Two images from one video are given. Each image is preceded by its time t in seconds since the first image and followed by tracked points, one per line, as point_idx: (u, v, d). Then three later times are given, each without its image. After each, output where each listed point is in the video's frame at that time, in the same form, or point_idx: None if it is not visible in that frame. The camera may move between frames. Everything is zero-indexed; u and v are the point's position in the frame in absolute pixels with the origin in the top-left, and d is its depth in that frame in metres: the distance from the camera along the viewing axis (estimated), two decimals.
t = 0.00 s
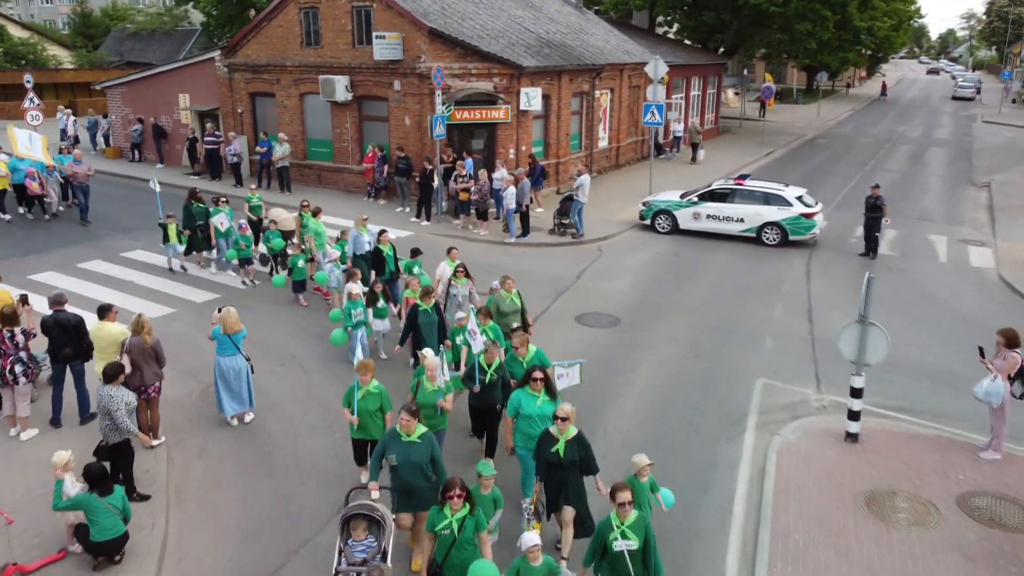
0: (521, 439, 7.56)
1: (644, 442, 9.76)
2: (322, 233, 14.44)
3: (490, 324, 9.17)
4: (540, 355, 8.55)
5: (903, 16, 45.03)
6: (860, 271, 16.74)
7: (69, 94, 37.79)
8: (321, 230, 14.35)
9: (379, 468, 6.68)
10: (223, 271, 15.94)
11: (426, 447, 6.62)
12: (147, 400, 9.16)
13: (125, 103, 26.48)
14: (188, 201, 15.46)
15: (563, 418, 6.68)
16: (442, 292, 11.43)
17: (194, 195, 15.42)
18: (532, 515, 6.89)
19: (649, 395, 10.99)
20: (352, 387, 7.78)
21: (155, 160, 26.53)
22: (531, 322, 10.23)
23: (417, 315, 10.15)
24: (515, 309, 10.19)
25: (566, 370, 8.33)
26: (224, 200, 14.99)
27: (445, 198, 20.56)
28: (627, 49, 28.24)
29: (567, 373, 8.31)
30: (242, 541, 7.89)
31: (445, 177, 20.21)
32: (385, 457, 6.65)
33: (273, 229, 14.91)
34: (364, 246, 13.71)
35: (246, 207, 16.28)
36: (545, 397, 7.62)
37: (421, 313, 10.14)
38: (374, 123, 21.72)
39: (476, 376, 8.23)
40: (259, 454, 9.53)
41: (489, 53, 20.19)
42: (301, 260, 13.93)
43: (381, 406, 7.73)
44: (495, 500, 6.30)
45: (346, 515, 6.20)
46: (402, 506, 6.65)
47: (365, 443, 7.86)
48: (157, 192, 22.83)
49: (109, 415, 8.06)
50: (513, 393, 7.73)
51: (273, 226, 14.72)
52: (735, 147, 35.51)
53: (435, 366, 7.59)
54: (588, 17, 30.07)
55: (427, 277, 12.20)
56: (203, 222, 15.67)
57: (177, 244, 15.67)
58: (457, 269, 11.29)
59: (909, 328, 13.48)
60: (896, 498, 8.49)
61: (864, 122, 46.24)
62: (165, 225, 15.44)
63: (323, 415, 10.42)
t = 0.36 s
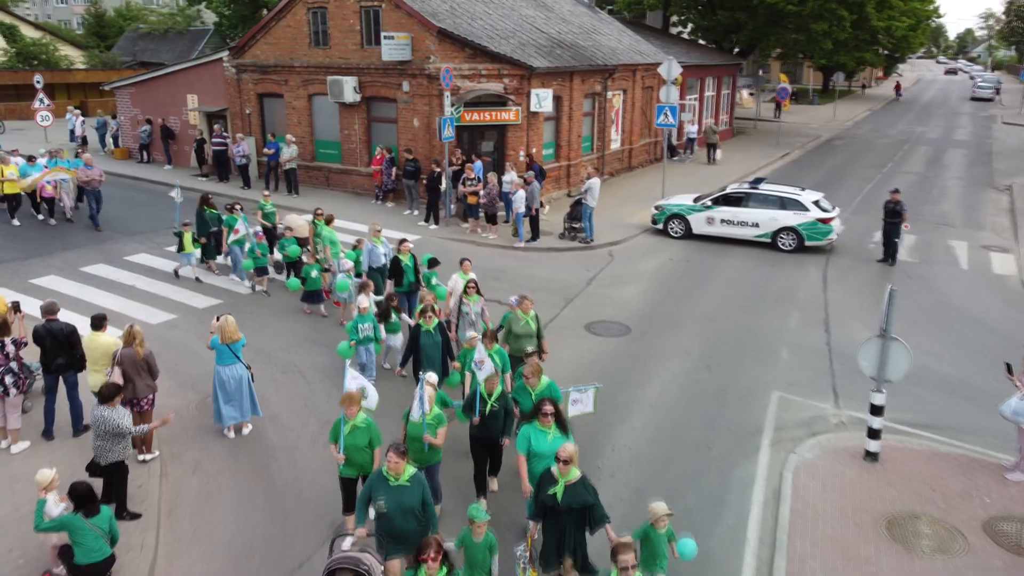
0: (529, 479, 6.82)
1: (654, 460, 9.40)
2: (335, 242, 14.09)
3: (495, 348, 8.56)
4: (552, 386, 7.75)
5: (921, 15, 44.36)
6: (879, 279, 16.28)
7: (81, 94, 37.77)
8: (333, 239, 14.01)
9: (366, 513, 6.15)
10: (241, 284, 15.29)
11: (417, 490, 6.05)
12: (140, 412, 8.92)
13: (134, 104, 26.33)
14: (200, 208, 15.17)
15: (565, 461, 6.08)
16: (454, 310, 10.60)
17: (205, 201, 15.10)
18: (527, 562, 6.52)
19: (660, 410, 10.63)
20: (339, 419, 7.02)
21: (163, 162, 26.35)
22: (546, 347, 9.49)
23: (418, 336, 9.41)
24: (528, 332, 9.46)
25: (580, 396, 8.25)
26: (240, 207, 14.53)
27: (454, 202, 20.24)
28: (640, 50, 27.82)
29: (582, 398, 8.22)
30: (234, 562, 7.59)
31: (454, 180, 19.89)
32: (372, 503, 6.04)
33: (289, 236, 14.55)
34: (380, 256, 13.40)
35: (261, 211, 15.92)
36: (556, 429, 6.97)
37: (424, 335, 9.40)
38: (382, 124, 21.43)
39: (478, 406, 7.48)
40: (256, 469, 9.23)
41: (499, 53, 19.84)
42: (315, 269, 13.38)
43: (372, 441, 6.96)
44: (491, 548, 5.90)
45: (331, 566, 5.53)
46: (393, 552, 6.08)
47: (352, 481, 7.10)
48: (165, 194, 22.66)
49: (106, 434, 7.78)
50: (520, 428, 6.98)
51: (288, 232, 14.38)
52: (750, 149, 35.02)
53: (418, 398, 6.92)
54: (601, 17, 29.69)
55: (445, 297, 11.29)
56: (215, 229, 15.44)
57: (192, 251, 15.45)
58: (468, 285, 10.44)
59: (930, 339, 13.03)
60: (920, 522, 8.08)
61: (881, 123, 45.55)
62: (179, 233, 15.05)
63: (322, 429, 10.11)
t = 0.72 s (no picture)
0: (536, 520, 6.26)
1: (668, 480, 9.01)
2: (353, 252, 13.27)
3: (506, 377, 7.64)
4: (565, 419, 7.00)
5: (944, 15, 43.59)
6: (902, 288, 15.80)
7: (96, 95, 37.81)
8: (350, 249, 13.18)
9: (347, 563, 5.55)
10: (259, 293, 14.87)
11: (402, 538, 5.45)
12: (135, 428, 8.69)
13: (147, 105, 26.21)
14: (215, 216, 14.59)
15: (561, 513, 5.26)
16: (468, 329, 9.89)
17: (219, 209, 14.49)
18: None
19: (674, 426, 10.26)
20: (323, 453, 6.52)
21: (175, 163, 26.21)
22: (563, 371, 8.86)
23: (423, 357, 8.75)
24: (544, 354, 8.82)
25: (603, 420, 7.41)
26: (257, 214, 14.10)
27: (465, 206, 19.92)
28: (656, 51, 27.39)
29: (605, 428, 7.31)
30: None
31: (465, 184, 19.58)
32: (351, 550, 5.47)
33: (308, 245, 13.98)
34: (397, 268, 12.97)
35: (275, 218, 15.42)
36: (571, 469, 6.33)
37: (428, 356, 8.72)
38: (394, 127, 21.15)
39: (474, 439, 6.90)
40: (255, 485, 8.94)
41: (512, 54, 19.50)
42: (332, 280, 13.03)
43: (360, 476, 6.49)
44: None
45: None
46: None
47: (340, 519, 6.61)
48: (175, 196, 22.50)
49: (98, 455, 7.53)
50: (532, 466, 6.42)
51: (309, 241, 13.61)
52: (768, 151, 34.47)
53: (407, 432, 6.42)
54: (617, 17, 29.30)
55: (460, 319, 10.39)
56: (231, 236, 14.94)
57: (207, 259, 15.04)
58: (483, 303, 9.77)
59: (955, 352, 12.57)
60: (947, 551, 7.67)
61: (902, 126, 44.81)
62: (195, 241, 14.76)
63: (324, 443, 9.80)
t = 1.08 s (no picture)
0: None
1: (687, 502, 8.62)
2: (377, 264, 13.14)
3: (524, 407, 7.28)
4: (575, 460, 6.58)
5: (976, 16, 42.60)
6: (933, 298, 15.25)
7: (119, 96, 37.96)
8: (375, 261, 13.06)
9: None
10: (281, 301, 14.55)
11: None
12: (137, 442, 8.47)
13: (166, 107, 26.17)
14: (239, 223, 14.26)
15: None
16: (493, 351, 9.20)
17: (243, 216, 14.16)
18: None
19: (694, 443, 9.88)
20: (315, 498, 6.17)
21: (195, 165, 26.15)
22: (582, 401, 8.37)
23: (435, 384, 8.04)
24: (562, 383, 8.29)
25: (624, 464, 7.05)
26: (281, 221, 13.46)
27: (484, 210, 19.61)
28: (679, 52, 26.90)
29: (626, 467, 6.99)
30: None
31: (483, 188, 19.28)
32: None
33: (334, 254, 13.35)
34: (422, 282, 12.18)
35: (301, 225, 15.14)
36: (582, 524, 5.78)
37: (441, 383, 8.03)
38: (412, 130, 20.90)
39: (478, 483, 6.43)
40: (258, 501, 8.66)
41: (532, 56, 19.17)
42: (354, 291, 12.39)
43: (353, 525, 6.10)
44: None
45: None
46: None
47: (331, 571, 6.17)
48: (193, 198, 22.41)
49: (95, 472, 7.25)
50: (541, 519, 5.88)
51: (332, 250, 13.18)
52: (794, 155, 33.82)
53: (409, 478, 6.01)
54: (640, 18, 28.87)
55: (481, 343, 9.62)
56: (254, 243, 14.60)
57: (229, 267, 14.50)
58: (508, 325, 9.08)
59: (988, 367, 12.07)
60: None
61: (932, 128, 43.87)
62: (217, 249, 14.31)
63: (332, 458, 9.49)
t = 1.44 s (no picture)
0: None
1: (709, 532, 8.21)
2: (406, 279, 12.47)
3: (536, 451, 6.68)
4: (597, 512, 6.15)
5: (1015, 16, 41.47)
6: (970, 312, 14.67)
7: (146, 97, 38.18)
8: (403, 276, 12.41)
9: None
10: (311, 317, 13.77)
11: None
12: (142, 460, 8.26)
13: (190, 109, 26.16)
14: (265, 233, 13.73)
15: None
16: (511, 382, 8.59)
17: (269, 225, 13.65)
18: None
19: (717, 467, 9.49)
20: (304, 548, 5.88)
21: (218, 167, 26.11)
22: (603, 443, 7.74)
23: (444, 421, 7.37)
24: (581, 423, 7.62)
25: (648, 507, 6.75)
26: (308, 232, 13.11)
27: (505, 216, 19.31)
28: (707, 55, 26.39)
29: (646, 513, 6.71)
30: None
31: (505, 194, 18.96)
32: None
33: (361, 266, 12.85)
34: (451, 298, 11.41)
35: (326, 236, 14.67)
36: None
37: (450, 420, 7.34)
38: (434, 134, 20.65)
39: (480, 535, 6.08)
40: (264, 521, 8.40)
41: (556, 60, 18.81)
42: (379, 305, 11.89)
43: None
44: None
45: None
46: None
47: None
48: (215, 201, 22.35)
49: (89, 493, 6.95)
50: None
51: (359, 262, 12.63)
52: (824, 159, 33.10)
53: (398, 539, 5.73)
54: (667, 20, 28.38)
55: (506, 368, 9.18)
56: (281, 254, 13.96)
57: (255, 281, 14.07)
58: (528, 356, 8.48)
59: None
60: None
61: (967, 132, 42.80)
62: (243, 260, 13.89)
63: (341, 477, 9.23)
